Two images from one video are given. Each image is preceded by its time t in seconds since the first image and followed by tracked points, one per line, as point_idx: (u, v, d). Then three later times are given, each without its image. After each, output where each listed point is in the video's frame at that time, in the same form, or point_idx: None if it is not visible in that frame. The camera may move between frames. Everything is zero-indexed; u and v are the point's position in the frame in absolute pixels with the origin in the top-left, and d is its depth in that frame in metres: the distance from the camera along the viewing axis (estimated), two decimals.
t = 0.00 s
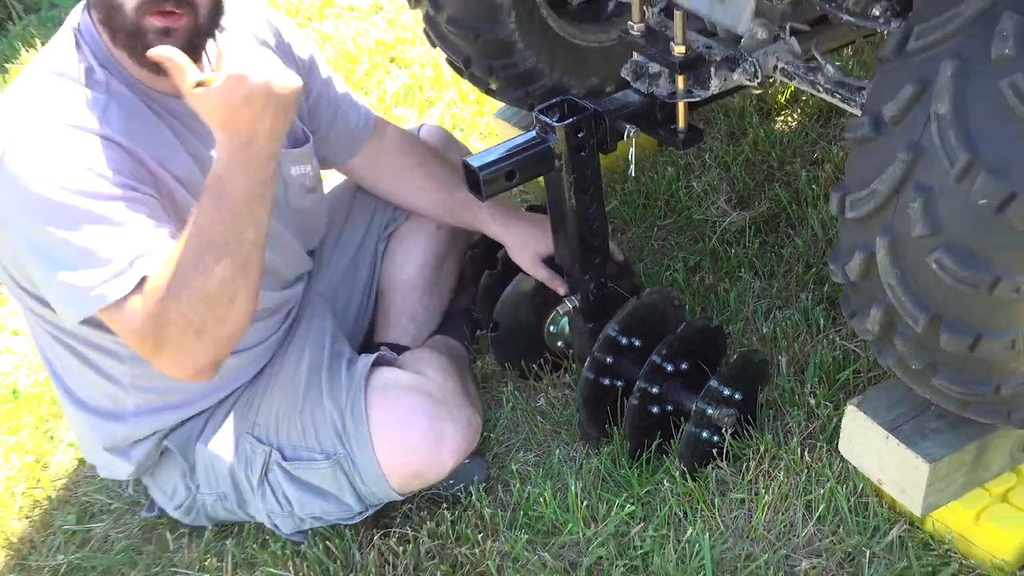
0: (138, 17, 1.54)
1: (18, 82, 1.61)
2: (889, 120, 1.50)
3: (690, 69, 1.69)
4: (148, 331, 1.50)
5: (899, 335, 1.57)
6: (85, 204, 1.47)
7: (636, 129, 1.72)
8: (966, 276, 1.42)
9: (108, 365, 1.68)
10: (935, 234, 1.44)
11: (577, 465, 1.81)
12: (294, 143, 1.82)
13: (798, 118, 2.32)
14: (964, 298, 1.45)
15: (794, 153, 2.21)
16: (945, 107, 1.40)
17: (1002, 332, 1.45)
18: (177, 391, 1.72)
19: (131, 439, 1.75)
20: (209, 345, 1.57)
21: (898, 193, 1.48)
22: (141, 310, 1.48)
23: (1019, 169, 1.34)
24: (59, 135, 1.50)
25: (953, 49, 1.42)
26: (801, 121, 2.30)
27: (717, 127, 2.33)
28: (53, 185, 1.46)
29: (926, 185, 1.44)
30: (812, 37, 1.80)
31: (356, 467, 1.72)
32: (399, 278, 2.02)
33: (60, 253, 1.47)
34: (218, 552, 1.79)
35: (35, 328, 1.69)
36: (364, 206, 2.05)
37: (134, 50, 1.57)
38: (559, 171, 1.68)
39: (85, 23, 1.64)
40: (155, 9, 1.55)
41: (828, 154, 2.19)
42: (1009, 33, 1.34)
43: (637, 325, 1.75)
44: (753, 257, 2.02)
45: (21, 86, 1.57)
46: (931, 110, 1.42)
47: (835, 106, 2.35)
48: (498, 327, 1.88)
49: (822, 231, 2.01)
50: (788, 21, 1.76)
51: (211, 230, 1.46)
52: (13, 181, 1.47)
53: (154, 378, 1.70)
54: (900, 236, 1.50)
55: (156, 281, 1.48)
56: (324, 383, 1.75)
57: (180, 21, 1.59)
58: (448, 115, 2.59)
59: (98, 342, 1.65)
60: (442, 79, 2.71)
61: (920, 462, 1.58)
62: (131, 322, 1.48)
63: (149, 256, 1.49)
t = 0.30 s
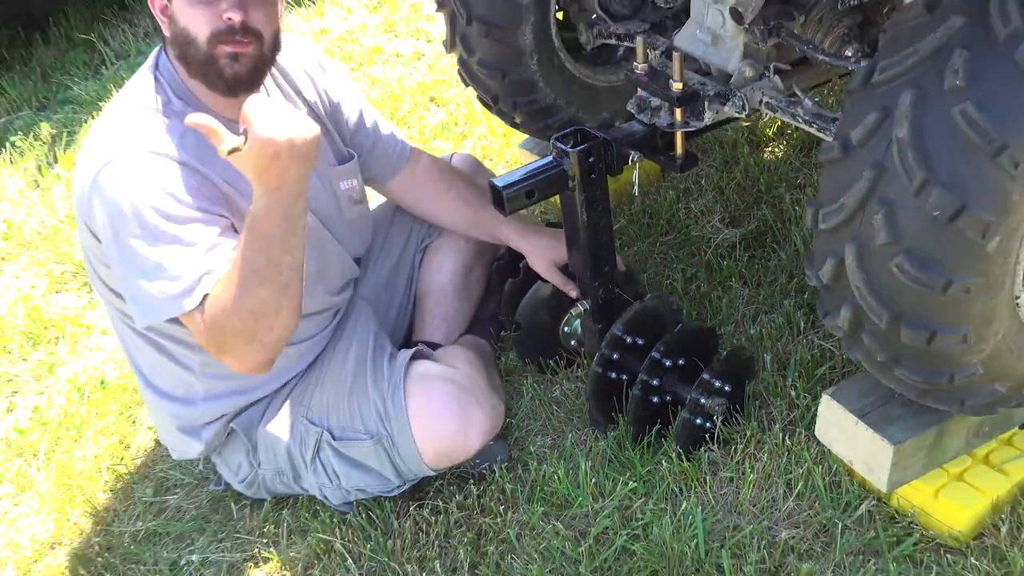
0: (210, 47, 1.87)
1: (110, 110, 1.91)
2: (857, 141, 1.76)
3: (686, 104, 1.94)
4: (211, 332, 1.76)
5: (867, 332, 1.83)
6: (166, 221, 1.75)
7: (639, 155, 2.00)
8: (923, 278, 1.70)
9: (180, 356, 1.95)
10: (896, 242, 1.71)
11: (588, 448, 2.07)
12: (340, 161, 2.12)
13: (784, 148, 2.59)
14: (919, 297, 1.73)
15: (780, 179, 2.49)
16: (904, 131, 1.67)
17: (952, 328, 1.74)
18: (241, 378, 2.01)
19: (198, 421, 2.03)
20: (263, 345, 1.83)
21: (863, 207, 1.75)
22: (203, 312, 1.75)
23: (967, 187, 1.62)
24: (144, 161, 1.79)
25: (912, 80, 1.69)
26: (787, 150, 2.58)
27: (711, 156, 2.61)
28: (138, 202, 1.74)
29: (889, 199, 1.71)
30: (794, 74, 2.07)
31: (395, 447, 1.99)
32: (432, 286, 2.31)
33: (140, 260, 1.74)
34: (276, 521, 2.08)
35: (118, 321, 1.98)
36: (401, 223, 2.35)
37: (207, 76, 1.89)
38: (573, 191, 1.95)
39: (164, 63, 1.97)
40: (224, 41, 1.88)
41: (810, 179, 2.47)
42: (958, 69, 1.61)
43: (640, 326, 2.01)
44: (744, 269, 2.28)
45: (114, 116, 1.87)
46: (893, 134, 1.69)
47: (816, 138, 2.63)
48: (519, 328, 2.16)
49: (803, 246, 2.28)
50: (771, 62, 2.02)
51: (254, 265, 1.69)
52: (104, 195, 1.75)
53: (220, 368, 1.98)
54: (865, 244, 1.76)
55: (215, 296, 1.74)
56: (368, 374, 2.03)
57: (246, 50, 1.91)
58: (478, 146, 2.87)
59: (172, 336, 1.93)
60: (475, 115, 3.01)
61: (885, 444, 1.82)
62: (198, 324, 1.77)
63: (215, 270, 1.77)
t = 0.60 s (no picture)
0: (266, 80, 2.20)
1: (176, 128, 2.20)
2: (825, 167, 2.02)
3: (678, 134, 2.23)
4: (252, 328, 2.03)
5: (833, 335, 2.08)
6: (213, 231, 2.02)
7: (635, 180, 2.29)
8: (882, 286, 1.95)
9: (232, 351, 2.24)
10: (858, 254, 1.97)
11: (588, 438, 2.34)
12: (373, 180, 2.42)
13: (766, 176, 2.89)
14: (880, 304, 1.98)
15: (761, 204, 2.79)
16: (867, 155, 1.92)
17: (910, 331, 1.98)
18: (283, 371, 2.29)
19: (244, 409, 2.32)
20: (297, 342, 2.10)
21: (830, 224, 2.00)
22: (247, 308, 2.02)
23: (921, 207, 1.89)
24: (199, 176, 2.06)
25: (871, 114, 1.96)
26: (770, 177, 2.89)
27: (700, 182, 2.91)
28: (193, 212, 2.02)
29: (853, 217, 1.96)
30: (773, 110, 2.36)
31: (417, 432, 2.26)
32: (452, 295, 2.61)
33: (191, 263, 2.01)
34: (311, 497, 2.36)
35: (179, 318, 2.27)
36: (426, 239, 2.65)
37: (264, 105, 2.21)
38: (577, 209, 2.23)
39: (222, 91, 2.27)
40: (278, 75, 2.21)
41: (787, 204, 2.77)
42: (915, 103, 1.88)
43: (634, 330, 2.28)
44: (728, 282, 2.56)
45: (177, 134, 2.15)
46: (858, 160, 1.94)
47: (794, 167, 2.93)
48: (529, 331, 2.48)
49: (780, 262, 2.56)
50: (753, 99, 2.30)
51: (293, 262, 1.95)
52: (165, 203, 2.03)
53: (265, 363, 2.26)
54: (832, 257, 2.01)
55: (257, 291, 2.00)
56: (393, 368, 2.31)
57: (296, 82, 2.23)
58: (496, 173, 3.18)
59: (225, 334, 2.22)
60: (493, 145, 3.32)
61: (849, 435, 2.06)
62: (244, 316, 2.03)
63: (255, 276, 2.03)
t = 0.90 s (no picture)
0: (301, 99, 2.48)
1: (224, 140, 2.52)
2: (796, 178, 2.12)
3: (666, 148, 2.51)
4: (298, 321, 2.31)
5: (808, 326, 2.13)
6: (258, 228, 2.32)
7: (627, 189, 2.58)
8: (847, 285, 2.06)
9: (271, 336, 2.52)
10: (824, 256, 2.06)
11: (583, 419, 2.62)
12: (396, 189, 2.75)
13: (746, 189, 3.28)
14: (844, 300, 2.09)
15: (741, 214, 3.17)
16: (832, 169, 2.03)
17: (871, 325, 2.10)
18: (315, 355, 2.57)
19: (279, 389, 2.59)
20: (328, 336, 2.38)
21: (801, 227, 2.10)
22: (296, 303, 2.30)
23: (881, 211, 2.00)
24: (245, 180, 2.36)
25: (840, 131, 2.06)
26: (749, 191, 3.27)
27: (688, 194, 3.29)
28: (241, 211, 2.32)
29: (821, 224, 2.06)
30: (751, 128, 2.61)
31: (431, 411, 2.54)
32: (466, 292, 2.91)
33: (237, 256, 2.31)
34: (336, 467, 2.65)
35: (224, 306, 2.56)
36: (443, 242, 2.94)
37: (298, 121, 2.49)
38: (576, 214, 2.51)
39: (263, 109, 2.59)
40: (311, 94, 2.49)
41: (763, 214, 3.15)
42: (876, 120, 2.00)
43: (625, 323, 2.55)
44: (709, 281, 2.92)
45: (225, 144, 2.47)
46: (824, 170, 2.05)
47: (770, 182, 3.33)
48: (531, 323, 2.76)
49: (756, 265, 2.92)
50: (735, 119, 2.53)
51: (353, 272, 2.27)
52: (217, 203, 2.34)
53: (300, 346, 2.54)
54: (801, 258, 2.12)
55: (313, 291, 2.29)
56: (410, 354, 2.59)
57: (328, 101, 2.50)
58: (506, 183, 3.49)
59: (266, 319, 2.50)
60: (504, 158, 3.62)
61: (816, 419, 2.27)
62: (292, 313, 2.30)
63: (294, 269, 2.33)
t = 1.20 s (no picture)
0: (357, 132, 2.57)
1: (244, 155, 2.56)
2: (783, 195, 2.19)
3: (659, 165, 2.61)
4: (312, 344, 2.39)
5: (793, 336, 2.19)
6: (279, 247, 2.37)
7: (622, 205, 2.69)
8: (830, 298, 2.12)
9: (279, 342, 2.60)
10: (808, 269, 2.13)
11: (577, 425, 2.70)
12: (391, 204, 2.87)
13: (737, 207, 3.42)
14: (826, 313, 2.15)
15: (732, 230, 3.31)
16: (817, 186, 2.10)
17: (853, 335, 2.15)
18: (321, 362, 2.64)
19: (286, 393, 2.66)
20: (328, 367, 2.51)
21: (786, 241, 2.17)
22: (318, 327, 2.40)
23: (862, 228, 2.06)
24: (267, 197, 2.40)
25: (822, 151, 2.14)
26: (740, 209, 3.40)
27: (683, 212, 3.44)
28: (262, 229, 2.37)
29: (805, 237, 2.13)
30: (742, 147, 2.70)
31: (429, 415, 2.62)
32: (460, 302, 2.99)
33: (258, 273, 2.36)
34: (337, 469, 2.73)
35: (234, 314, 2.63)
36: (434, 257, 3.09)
37: (344, 152, 2.60)
38: (573, 227, 2.63)
39: (283, 126, 2.63)
40: (365, 128, 2.59)
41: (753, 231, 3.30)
42: (858, 141, 2.08)
43: (619, 333, 2.66)
44: (699, 294, 3.06)
45: (245, 159, 2.52)
46: (809, 189, 2.12)
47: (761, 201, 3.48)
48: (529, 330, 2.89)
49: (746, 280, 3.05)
50: (726, 138, 2.62)
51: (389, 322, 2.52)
52: (238, 219, 2.38)
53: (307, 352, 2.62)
54: (786, 271, 2.18)
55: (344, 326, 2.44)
56: (410, 359, 2.68)
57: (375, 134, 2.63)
58: (506, 197, 3.60)
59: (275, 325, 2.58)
60: (505, 174, 3.74)
61: (801, 427, 2.34)
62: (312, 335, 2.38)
63: (309, 291, 2.39)
